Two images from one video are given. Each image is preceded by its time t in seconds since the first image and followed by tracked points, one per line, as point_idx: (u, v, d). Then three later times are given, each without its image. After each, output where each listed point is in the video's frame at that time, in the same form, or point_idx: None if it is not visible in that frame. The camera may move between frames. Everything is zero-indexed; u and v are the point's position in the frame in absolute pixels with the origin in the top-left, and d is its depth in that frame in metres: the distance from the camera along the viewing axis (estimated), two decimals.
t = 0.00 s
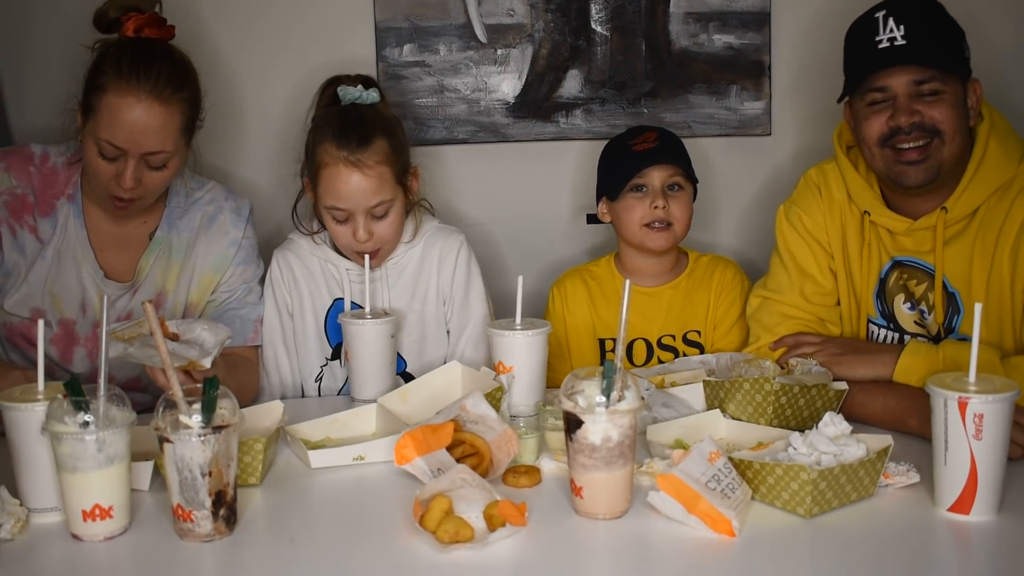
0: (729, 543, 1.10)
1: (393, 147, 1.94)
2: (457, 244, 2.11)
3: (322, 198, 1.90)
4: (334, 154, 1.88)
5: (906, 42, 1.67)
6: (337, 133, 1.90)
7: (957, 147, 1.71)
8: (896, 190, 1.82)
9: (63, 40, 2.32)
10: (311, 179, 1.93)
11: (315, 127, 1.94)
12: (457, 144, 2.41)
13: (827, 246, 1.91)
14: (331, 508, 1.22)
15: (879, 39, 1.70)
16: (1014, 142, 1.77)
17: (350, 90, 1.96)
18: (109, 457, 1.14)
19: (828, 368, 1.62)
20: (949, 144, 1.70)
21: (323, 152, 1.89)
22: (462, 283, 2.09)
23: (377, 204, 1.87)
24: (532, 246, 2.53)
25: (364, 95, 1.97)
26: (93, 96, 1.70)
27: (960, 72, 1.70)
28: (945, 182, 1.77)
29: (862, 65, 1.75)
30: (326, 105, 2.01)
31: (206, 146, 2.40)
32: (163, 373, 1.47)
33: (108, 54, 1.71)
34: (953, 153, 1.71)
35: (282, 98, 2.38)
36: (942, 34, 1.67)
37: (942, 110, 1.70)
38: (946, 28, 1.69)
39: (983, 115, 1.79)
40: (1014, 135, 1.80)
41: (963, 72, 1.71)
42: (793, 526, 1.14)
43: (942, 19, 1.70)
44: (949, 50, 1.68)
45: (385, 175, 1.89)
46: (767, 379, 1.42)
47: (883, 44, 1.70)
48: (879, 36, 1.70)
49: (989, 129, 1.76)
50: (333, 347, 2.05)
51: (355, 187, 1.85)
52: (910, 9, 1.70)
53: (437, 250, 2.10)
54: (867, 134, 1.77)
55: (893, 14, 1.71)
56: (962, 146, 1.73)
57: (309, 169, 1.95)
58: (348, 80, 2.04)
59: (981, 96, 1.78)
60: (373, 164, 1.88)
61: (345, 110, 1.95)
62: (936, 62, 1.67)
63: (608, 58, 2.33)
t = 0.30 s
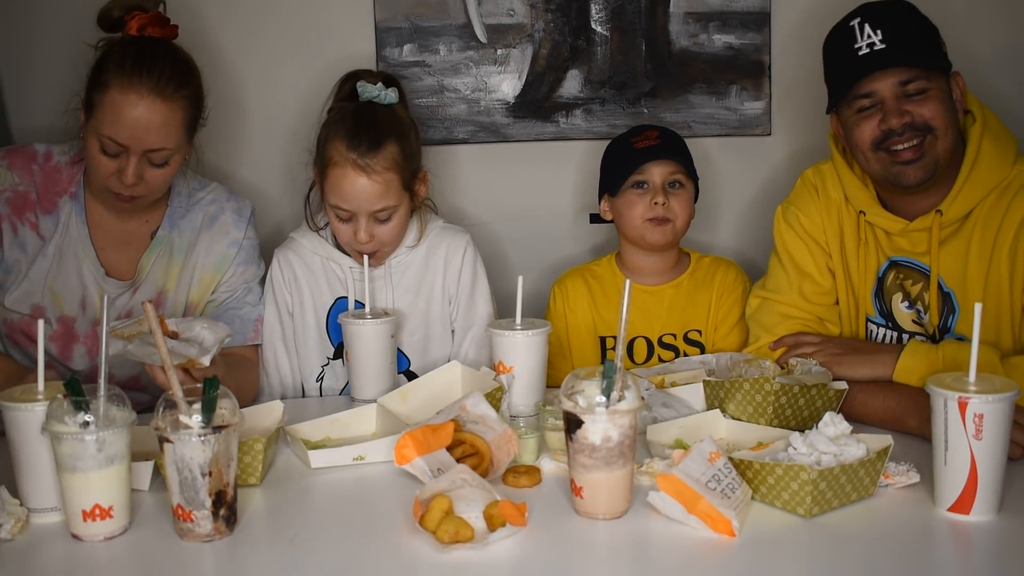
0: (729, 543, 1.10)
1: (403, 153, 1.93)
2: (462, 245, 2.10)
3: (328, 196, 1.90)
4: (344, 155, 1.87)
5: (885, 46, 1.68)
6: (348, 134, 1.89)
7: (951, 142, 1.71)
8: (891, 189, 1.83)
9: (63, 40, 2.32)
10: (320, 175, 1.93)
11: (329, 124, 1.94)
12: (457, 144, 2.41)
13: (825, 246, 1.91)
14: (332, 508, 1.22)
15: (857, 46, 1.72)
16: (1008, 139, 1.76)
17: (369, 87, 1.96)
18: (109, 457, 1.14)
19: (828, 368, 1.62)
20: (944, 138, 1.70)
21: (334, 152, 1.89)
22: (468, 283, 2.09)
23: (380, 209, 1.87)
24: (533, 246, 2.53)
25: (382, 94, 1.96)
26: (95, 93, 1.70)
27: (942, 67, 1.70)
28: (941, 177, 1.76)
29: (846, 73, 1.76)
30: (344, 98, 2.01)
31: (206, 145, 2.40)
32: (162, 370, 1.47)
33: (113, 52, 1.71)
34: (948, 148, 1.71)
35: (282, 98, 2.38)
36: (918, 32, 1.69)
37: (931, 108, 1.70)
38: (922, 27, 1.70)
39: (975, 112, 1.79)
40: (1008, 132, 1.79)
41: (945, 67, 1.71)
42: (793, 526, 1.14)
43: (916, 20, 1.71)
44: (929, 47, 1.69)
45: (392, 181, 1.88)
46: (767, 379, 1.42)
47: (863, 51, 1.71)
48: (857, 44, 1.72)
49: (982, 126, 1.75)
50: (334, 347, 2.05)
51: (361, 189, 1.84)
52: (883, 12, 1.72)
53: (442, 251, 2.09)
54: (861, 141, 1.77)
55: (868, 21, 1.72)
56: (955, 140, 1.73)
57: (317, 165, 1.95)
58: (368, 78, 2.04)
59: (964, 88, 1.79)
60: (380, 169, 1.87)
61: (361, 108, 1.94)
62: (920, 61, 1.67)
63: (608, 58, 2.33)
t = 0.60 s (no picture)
0: (729, 542, 1.10)
1: (388, 154, 1.93)
2: (463, 246, 2.10)
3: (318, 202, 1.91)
4: (331, 160, 1.87)
5: (855, 52, 1.70)
6: (333, 139, 1.89)
7: (911, 156, 1.71)
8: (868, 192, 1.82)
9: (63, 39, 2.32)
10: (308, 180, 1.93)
11: (314, 130, 1.94)
12: (457, 144, 2.41)
13: (817, 246, 1.91)
14: (337, 507, 1.23)
15: (835, 48, 1.75)
16: (997, 142, 1.77)
17: (346, 93, 1.96)
18: (108, 434, 1.22)
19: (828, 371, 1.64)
20: (896, 155, 1.70)
21: (320, 158, 1.89)
22: (469, 281, 2.09)
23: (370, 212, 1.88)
24: (532, 245, 2.53)
25: (360, 99, 1.96)
26: (96, 90, 1.70)
27: (916, 80, 1.68)
28: (911, 185, 1.76)
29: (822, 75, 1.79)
30: (328, 102, 2.01)
31: (206, 145, 2.40)
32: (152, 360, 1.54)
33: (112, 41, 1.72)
34: (904, 163, 1.71)
35: (282, 97, 2.38)
36: (895, 42, 1.67)
37: (892, 120, 1.70)
38: (904, 32, 1.69)
39: (966, 114, 1.79)
40: (998, 135, 1.80)
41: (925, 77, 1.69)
42: (801, 527, 1.14)
43: (898, 28, 1.69)
44: (909, 57, 1.67)
45: (378, 181, 1.88)
46: (760, 381, 1.43)
47: (836, 54, 1.74)
48: (835, 46, 1.75)
49: (972, 127, 1.76)
50: (337, 345, 2.05)
51: (349, 194, 1.85)
52: (869, 18, 1.73)
53: (443, 250, 2.09)
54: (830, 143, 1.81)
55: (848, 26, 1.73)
56: (920, 153, 1.72)
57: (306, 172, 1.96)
58: (346, 84, 2.02)
59: (957, 99, 1.75)
60: (365, 171, 1.87)
61: (341, 115, 1.95)
62: (880, 76, 1.67)
63: (608, 58, 2.33)
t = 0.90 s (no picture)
0: (729, 543, 1.10)
1: (389, 154, 1.93)
2: (463, 246, 2.10)
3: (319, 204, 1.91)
4: (331, 161, 1.88)
5: (855, 51, 1.70)
6: (334, 140, 1.89)
7: (912, 156, 1.71)
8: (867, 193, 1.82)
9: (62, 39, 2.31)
10: (309, 183, 1.93)
11: (314, 132, 1.94)
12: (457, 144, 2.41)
13: (816, 246, 1.91)
14: (337, 507, 1.23)
15: (834, 48, 1.75)
16: (997, 142, 1.77)
17: (347, 93, 1.96)
18: (108, 433, 1.22)
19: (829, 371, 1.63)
20: (896, 156, 1.70)
21: (321, 160, 1.89)
22: (470, 280, 2.09)
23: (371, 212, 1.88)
24: (532, 245, 2.53)
25: (362, 99, 1.97)
26: (113, 96, 1.69)
27: (916, 80, 1.68)
28: (911, 185, 1.76)
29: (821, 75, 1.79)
30: (329, 103, 2.01)
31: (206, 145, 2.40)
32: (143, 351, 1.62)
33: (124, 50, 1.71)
34: (905, 163, 1.71)
35: (283, 97, 2.38)
36: (894, 44, 1.67)
37: (893, 120, 1.70)
38: (903, 32, 1.69)
39: (965, 114, 1.79)
40: (997, 135, 1.80)
41: (924, 76, 1.69)
42: (801, 527, 1.14)
43: (898, 28, 1.69)
44: (908, 57, 1.67)
45: (379, 183, 1.88)
46: (760, 381, 1.43)
47: (836, 54, 1.74)
48: (835, 46, 1.75)
49: (971, 127, 1.76)
50: (338, 345, 2.05)
51: (350, 196, 1.86)
52: (869, 19, 1.73)
53: (443, 251, 2.09)
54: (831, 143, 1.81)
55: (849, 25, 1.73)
56: (921, 153, 1.72)
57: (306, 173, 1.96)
58: (347, 84, 2.02)
59: (957, 99, 1.75)
60: (367, 172, 1.87)
61: (342, 116, 1.95)
62: (880, 77, 1.67)
63: (608, 58, 2.33)
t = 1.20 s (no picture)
0: (729, 543, 1.10)
1: (388, 154, 1.93)
2: (463, 246, 2.11)
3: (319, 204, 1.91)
4: (330, 161, 1.88)
5: (855, 53, 1.70)
6: (333, 140, 1.89)
7: (913, 157, 1.71)
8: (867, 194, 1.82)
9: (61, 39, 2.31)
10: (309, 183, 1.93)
11: (313, 132, 1.94)
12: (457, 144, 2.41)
13: (815, 246, 1.91)
14: (337, 507, 1.23)
15: (834, 50, 1.75)
16: (997, 141, 1.77)
17: (347, 93, 1.96)
18: (108, 434, 1.22)
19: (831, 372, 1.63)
20: (896, 157, 1.70)
21: (320, 160, 1.89)
22: (469, 280, 2.09)
23: (371, 212, 1.88)
24: (531, 245, 2.53)
25: (361, 99, 1.97)
26: (119, 95, 1.69)
27: (917, 81, 1.68)
28: (912, 186, 1.76)
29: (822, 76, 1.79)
30: (328, 104, 2.01)
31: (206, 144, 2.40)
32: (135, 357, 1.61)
33: (128, 50, 1.71)
34: (906, 164, 1.71)
35: (283, 97, 2.38)
36: (894, 45, 1.67)
37: (894, 121, 1.70)
38: (902, 34, 1.69)
39: (966, 114, 1.79)
40: (997, 135, 1.80)
41: (925, 77, 1.69)
42: (801, 527, 1.14)
43: (898, 29, 1.69)
44: (907, 59, 1.67)
45: (380, 184, 1.88)
46: (760, 381, 1.43)
47: (836, 55, 1.74)
48: (835, 48, 1.75)
49: (971, 127, 1.76)
50: (338, 345, 2.05)
51: (349, 196, 1.86)
52: (869, 20, 1.73)
53: (442, 251, 2.10)
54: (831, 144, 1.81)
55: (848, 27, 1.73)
56: (922, 153, 1.72)
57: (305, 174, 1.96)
58: (347, 84, 2.02)
59: (957, 99, 1.75)
60: (366, 173, 1.87)
61: (341, 116, 1.95)
62: (881, 79, 1.67)
63: (608, 58, 2.33)
